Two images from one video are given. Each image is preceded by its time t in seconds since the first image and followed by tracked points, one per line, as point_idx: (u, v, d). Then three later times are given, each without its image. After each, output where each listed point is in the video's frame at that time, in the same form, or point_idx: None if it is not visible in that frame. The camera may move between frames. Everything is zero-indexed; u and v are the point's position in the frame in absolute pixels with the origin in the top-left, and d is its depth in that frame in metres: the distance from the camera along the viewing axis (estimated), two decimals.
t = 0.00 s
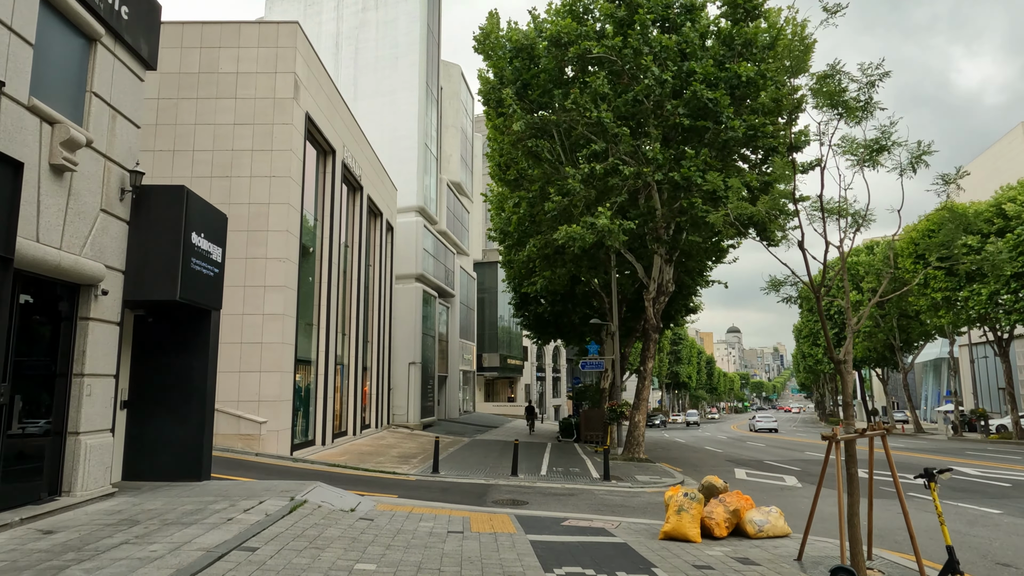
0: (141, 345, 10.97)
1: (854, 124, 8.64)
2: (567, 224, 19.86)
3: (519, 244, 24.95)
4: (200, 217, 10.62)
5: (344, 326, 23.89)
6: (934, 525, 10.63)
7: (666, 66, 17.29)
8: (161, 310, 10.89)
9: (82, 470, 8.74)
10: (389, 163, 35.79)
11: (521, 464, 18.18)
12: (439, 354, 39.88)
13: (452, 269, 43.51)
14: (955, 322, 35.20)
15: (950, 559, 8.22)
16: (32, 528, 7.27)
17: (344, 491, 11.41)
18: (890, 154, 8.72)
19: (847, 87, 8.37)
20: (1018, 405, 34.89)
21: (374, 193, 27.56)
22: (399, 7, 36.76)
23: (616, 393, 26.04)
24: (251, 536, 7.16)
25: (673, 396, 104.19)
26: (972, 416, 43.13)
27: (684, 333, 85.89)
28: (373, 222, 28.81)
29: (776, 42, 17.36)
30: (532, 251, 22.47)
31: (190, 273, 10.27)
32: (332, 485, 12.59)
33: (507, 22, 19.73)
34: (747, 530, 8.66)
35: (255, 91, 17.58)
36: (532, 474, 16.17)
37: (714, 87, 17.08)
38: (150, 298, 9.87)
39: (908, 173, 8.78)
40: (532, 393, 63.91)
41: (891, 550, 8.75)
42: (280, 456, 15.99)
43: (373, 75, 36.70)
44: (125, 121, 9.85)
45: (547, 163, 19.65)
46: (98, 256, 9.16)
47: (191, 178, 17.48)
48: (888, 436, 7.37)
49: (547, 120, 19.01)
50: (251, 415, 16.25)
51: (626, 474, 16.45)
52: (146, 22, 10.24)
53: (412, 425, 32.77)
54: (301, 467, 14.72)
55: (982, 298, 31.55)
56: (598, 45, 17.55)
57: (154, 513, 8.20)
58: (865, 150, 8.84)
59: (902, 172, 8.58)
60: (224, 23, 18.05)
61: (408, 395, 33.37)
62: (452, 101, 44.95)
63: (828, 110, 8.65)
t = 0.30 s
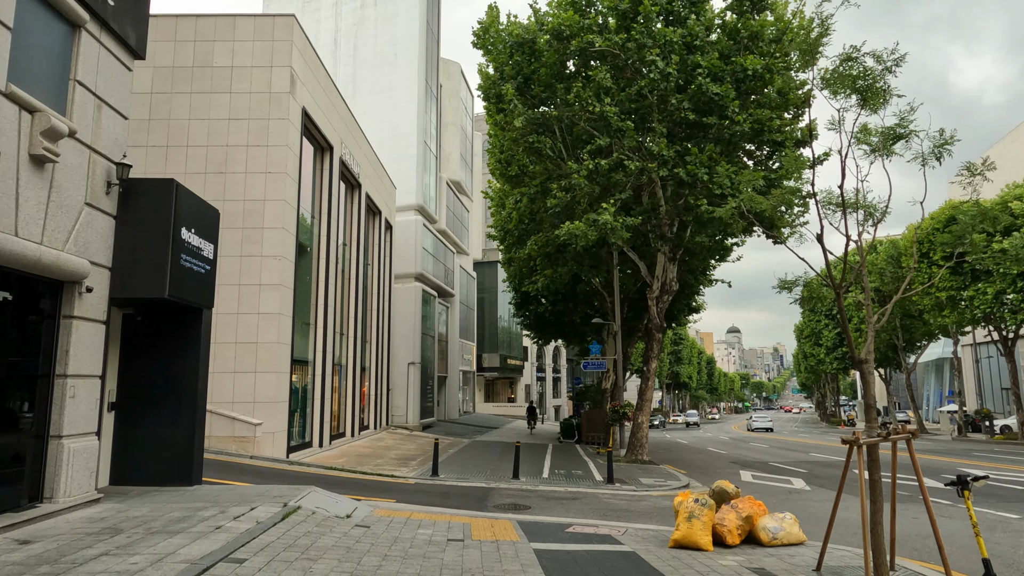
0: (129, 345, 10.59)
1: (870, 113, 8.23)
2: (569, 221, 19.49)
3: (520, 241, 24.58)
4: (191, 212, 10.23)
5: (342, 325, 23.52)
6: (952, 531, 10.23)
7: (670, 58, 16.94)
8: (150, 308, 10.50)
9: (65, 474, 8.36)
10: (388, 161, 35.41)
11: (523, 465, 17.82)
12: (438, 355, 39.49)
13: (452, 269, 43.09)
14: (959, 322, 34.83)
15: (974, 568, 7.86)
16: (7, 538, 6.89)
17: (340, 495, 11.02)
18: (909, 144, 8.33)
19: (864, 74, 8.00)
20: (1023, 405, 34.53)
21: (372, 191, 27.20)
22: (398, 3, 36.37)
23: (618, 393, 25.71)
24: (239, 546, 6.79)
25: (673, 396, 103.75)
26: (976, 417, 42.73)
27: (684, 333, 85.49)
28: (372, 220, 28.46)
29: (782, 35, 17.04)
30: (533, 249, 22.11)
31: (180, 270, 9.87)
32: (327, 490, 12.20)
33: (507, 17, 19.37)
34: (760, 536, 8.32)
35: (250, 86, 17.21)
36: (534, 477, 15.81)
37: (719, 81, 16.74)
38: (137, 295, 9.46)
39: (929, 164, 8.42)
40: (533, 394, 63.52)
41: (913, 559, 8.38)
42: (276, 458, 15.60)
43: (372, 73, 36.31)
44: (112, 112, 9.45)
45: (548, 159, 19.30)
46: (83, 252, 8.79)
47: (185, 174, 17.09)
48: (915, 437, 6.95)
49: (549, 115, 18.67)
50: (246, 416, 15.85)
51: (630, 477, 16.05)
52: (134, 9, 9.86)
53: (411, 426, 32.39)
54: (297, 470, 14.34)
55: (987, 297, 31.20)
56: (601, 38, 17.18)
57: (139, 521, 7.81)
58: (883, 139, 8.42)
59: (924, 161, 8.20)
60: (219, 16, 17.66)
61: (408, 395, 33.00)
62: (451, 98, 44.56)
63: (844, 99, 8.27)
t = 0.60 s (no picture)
0: (112, 340, 10.17)
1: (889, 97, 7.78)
2: (568, 215, 19.10)
3: (518, 236, 24.18)
4: (176, 201, 9.79)
5: (337, 322, 23.13)
6: (968, 535, 9.85)
7: (672, 48, 16.55)
8: (134, 301, 10.09)
9: (42, 475, 7.94)
10: (385, 157, 34.99)
11: (521, 465, 17.43)
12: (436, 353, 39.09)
13: (449, 266, 42.67)
14: (961, 320, 34.51)
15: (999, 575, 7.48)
16: None
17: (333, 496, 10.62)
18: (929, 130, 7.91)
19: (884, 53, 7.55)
20: None
21: (368, 186, 26.79)
22: None
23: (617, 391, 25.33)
24: (222, 551, 6.39)
25: (672, 395, 103.37)
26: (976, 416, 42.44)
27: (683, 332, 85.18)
28: (368, 216, 28.06)
29: (786, 25, 16.68)
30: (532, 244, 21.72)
31: (165, 263, 9.45)
32: (320, 490, 11.79)
33: (506, 7, 18.97)
34: (771, 540, 7.94)
35: (242, 75, 16.78)
36: (534, 477, 15.42)
37: (722, 71, 16.36)
38: (119, 288, 9.04)
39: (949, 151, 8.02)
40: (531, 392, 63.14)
41: (933, 564, 7.99)
42: (268, 458, 15.19)
43: (368, 67, 35.84)
44: (92, 95, 9.02)
45: (547, 153, 18.93)
46: (61, 241, 8.38)
47: (175, 166, 16.65)
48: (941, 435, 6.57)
49: (548, 107, 18.29)
50: (238, 415, 15.44)
51: (632, 477, 15.68)
52: None
53: (408, 424, 32.00)
54: (289, 470, 13.94)
55: (990, 295, 30.86)
56: (601, 27, 16.79)
57: (118, 525, 7.40)
58: (901, 125, 7.98)
59: (945, 148, 7.79)
60: (210, 4, 17.22)
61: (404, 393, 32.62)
62: (449, 93, 44.10)
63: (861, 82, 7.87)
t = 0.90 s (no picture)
0: (95, 338, 9.78)
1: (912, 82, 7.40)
2: (569, 211, 18.71)
3: (518, 232, 23.77)
4: (162, 192, 9.39)
5: (333, 320, 22.73)
6: (987, 540, 9.48)
7: (675, 40, 16.20)
8: (118, 297, 9.67)
9: (18, 480, 7.51)
10: (382, 154, 34.57)
11: (521, 466, 17.03)
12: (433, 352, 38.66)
13: (447, 265, 42.22)
14: (964, 319, 34.16)
15: None
16: None
17: (327, 499, 10.23)
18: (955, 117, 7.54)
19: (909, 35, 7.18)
20: None
21: (365, 182, 26.39)
22: None
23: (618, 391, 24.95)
24: (205, 560, 5.99)
25: (670, 395, 102.96)
26: (978, 415, 42.13)
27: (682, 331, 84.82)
28: (365, 213, 27.65)
29: (792, 16, 16.35)
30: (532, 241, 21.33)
31: (150, 256, 9.04)
32: (314, 493, 11.38)
33: None
34: (786, 546, 7.59)
35: (235, 67, 16.37)
36: (535, 478, 15.04)
37: (726, 63, 16.01)
38: (102, 282, 8.63)
39: (973, 139, 7.71)
40: (529, 392, 62.70)
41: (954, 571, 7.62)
42: (261, 459, 14.80)
43: (365, 63, 35.41)
44: (74, 81, 8.62)
45: (548, 147, 18.61)
46: (40, 232, 7.98)
47: (165, 160, 16.23)
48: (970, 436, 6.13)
49: (548, 101, 17.99)
50: (230, 415, 15.03)
51: (634, 478, 15.31)
52: None
53: (406, 424, 31.65)
54: (283, 472, 13.55)
55: (994, 293, 30.53)
56: (603, 18, 16.42)
57: (96, 532, 6.99)
58: (924, 113, 7.60)
59: (972, 135, 7.45)
60: None
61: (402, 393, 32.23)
62: (446, 90, 43.64)
63: (883, 64, 7.59)
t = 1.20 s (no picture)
0: (80, 335, 9.38)
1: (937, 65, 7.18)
2: (570, 206, 18.29)
3: (517, 228, 23.34)
4: (149, 183, 9.00)
5: (330, 318, 22.32)
6: (1008, 544, 9.11)
7: (679, 30, 15.81)
8: (104, 293, 9.28)
9: None
10: (380, 150, 34.14)
11: (522, 467, 16.64)
12: (431, 350, 38.21)
13: (445, 262, 41.81)
14: (967, 317, 33.82)
15: None
16: None
17: (321, 503, 9.85)
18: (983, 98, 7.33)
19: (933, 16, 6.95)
20: None
21: (362, 178, 25.97)
22: None
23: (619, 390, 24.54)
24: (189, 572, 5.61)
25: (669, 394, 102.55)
26: (980, 414, 41.77)
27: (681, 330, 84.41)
28: (362, 209, 27.23)
29: (797, 6, 15.99)
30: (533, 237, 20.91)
31: (135, 250, 8.64)
32: (308, 496, 10.99)
33: None
34: (801, 552, 7.25)
35: (228, 58, 15.97)
36: (536, 480, 14.64)
37: (732, 54, 15.62)
38: (85, 277, 8.23)
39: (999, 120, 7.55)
40: (527, 391, 62.27)
41: None
42: (255, 460, 14.42)
43: (362, 58, 34.97)
44: (55, 66, 8.21)
45: (548, 142, 18.21)
46: (18, 224, 7.58)
47: (156, 154, 15.82)
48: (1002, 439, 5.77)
49: (549, 94, 17.62)
50: (223, 415, 14.62)
51: (638, 480, 14.96)
52: None
53: (404, 424, 31.27)
54: (277, 473, 13.17)
55: (998, 291, 30.17)
56: (605, 8, 16.02)
57: (74, 540, 6.60)
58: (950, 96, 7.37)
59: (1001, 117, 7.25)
60: None
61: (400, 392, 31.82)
62: (444, 87, 43.22)
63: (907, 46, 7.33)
